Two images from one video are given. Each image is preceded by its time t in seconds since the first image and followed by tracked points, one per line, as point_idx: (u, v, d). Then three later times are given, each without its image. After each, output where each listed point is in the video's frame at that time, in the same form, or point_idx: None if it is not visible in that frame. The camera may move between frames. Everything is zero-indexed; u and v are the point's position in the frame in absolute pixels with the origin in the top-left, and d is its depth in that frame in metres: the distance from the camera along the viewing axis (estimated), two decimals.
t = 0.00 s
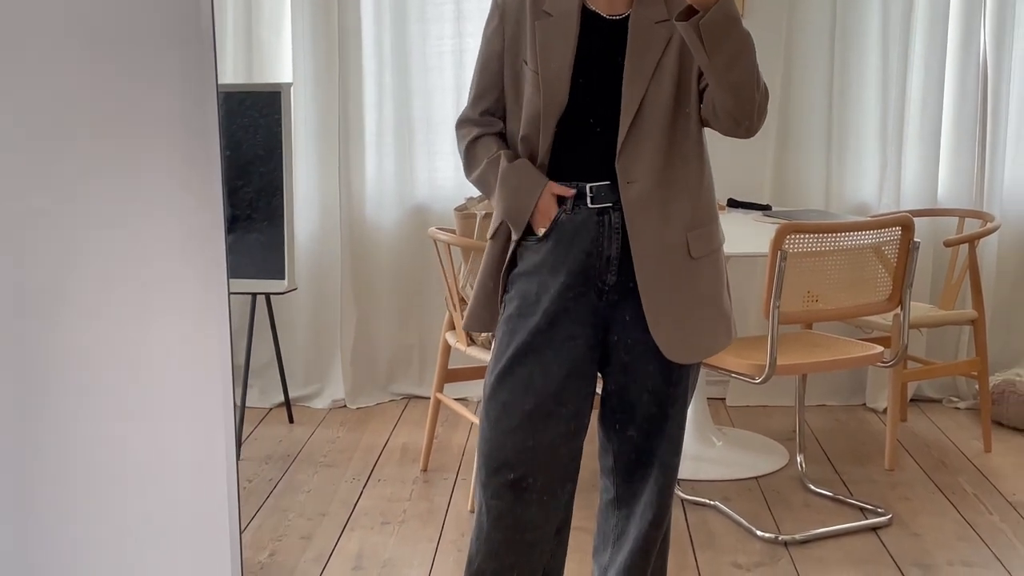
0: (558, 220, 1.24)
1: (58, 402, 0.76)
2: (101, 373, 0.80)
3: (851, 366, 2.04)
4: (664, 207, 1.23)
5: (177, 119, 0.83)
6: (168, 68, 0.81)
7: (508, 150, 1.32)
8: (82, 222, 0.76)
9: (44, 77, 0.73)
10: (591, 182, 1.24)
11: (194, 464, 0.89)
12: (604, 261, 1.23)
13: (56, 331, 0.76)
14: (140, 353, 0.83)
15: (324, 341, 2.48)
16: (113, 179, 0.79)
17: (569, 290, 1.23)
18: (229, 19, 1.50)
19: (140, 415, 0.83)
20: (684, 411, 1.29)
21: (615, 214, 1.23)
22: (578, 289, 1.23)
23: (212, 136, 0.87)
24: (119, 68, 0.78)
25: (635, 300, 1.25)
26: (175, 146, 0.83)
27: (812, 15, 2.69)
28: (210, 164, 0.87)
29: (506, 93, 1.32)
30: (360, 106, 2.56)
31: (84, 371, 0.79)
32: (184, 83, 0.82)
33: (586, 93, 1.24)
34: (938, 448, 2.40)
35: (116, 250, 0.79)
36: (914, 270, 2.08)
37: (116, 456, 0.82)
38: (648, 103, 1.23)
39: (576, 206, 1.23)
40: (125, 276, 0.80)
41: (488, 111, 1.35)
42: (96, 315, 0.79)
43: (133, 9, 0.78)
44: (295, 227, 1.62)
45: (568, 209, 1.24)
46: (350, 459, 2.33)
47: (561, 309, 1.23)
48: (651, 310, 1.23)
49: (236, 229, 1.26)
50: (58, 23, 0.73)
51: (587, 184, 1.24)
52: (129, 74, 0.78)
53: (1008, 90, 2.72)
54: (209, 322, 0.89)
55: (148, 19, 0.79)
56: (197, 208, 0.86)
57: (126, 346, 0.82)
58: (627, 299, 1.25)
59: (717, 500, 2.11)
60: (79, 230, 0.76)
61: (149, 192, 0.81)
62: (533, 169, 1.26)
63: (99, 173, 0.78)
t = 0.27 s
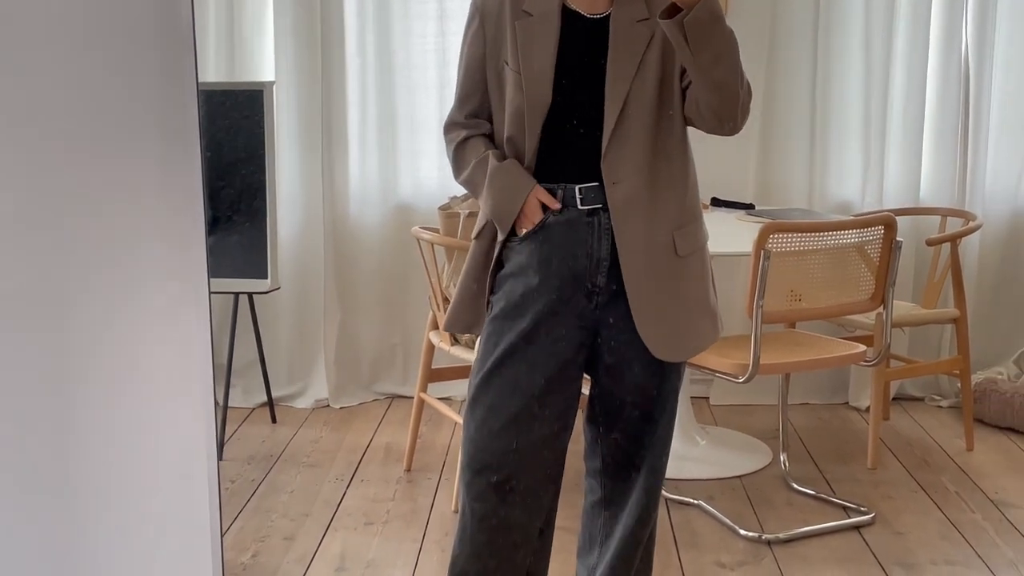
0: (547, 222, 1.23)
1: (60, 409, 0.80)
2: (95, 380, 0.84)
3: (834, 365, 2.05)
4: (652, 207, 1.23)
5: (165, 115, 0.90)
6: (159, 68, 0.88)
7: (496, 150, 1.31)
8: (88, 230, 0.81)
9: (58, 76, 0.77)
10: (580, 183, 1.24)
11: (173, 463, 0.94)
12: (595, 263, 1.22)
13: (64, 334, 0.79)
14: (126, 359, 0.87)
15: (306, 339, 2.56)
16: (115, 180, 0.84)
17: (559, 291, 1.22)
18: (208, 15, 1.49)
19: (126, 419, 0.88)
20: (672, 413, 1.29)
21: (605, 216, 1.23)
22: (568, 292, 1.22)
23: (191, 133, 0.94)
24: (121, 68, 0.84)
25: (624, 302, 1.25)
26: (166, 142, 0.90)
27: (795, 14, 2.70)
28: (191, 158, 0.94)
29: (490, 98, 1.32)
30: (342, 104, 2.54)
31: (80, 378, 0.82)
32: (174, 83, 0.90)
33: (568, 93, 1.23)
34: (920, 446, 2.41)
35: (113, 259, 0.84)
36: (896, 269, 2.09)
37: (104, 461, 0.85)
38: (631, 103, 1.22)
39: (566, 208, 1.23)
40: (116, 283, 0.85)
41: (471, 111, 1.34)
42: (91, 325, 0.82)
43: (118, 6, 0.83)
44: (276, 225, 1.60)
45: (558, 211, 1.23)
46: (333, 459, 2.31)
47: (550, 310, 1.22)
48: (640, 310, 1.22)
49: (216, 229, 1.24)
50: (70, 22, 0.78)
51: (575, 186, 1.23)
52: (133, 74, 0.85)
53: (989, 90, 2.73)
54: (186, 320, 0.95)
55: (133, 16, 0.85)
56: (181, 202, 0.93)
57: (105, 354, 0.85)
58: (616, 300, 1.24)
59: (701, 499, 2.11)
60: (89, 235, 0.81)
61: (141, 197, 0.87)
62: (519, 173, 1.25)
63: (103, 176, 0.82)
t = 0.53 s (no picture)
0: (546, 225, 1.23)
1: (40, 406, 0.80)
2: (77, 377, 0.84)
3: (827, 362, 2.05)
4: (648, 205, 1.23)
5: (156, 114, 0.89)
6: (150, 65, 0.88)
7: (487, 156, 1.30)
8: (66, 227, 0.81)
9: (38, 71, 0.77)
10: (576, 182, 1.24)
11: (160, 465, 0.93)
12: (593, 263, 1.22)
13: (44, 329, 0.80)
14: (112, 358, 0.87)
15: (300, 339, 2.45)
16: (97, 177, 0.84)
17: (558, 291, 1.22)
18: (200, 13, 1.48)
19: (112, 418, 0.88)
20: (669, 411, 1.29)
21: (603, 215, 1.23)
22: (567, 292, 1.22)
23: (184, 133, 0.93)
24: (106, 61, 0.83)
25: (621, 300, 1.25)
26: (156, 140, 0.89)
27: (787, 12, 2.70)
28: (183, 158, 0.93)
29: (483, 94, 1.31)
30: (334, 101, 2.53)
31: (61, 375, 0.82)
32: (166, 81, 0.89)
33: (563, 92, 1.22)
34: (913, 443, 2.42)
35: (95, 258, 0.84)
36: (888, 266, 2.09)
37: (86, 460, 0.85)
38: (626, 101, 1.22)
39: (563, 208, 1.23)
40: (100, 282, 0.85)
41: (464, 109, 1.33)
42: (70, 324, 0.82)
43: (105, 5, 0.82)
44: (269, 223, 1.60)
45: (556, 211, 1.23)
46: (326, 457, 2.31)
47: (549, 309, 1.22)
48: (637, 307, 1.22)
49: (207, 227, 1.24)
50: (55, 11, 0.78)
51: (572, 185, 1.23)
52: (121, 68, 0.85)
53: (980, 87, 2.74)
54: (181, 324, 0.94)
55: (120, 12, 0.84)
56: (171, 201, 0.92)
57: (89, 351, 0.85)
58: (614, 299, 1.24)
59: (694, 496, 2.11)
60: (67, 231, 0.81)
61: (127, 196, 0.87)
62: (513, 179, 1.25)
63: (83, 172, 0.82)
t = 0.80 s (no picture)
0: (548, 225, 1.23)
1: (39, 406, 0.79)
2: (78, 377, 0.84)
3: (827, 360, 2.05)
4: (650, 203, 1.22)
5: (156, 115, 0.89)
6: (150, 66, 0.87)
7: (483, 163, 1.30)
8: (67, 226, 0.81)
9: (38, 72, 0.77)
10: (579, 182, 1.23)
11: (160, 465, 0.93)
12: (595, 262, 1.22)
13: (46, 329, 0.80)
14: (112, 358, 0.87)
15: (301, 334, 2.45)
16: (97, 177, 0.83)
17: (561, 290, 1.22)
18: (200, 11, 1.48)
19: (113, 418, 0.88)
20: (672, 411, 1.29)
21: (606, 214, 1.23)
22: (570, 291, 1.22)
23: (184, 133, 0.93)
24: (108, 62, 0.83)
25: (623, 299, 1.24)
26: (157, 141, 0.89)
27: (788, 9, 2.70)
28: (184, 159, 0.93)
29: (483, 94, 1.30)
30: (334, 99, 2.53)
31: (61, 375, 0.82)
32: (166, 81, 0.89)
33: (565, 90, 1.22)
34: (913, 441, 2.42)
35: (95, 258, 0.84)
36: (888, 264, 2.09)
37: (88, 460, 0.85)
38: (628, 99, 1.22)
39: (565, 209, 1.23)
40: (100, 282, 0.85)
41: (464, 108, 1.32)
42: (69, 324, 0.82)
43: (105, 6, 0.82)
44: (269, 221, 1.60)
45: (558, 211, 1.23)
46: (326, 455, 2.31)
47: (551, 309, 1.22)
48: (639, 305, 1.22)
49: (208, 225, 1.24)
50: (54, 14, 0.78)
51: (575, 185, 1.23)
52: (122, 70, 0.84)
53: (981, 85, 2.74)
54: (181, 324, 0.94)
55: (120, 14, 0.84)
56: (171, 202, 0.92)
57: (89, 351, 0.85)
58: (616, 298, 1.24)
59: (694, 494, 2.11)
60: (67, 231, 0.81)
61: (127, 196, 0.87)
62: (510, 187, 1.25)
63: (83, 172, 0.82)
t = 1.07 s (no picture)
0: (554, 226, 1.23)
1: (41, 406, 0.80)
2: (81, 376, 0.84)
3: (830, 360, 2.05)
4: (655, 204, 1.22)
5: (156, 116, 0.89)
6: (150, 67, 0.88)
7: (484, 168, 1.30)
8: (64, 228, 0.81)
9: (38, 71, 0.77)
10: (585, 181, 1.23)
11: (159, 466, 0.93)
12: (602, 262, 1.22)
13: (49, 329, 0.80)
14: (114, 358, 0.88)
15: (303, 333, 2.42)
16: (99, 179, 0.84)
17: (568, 291, 1.22)
18: (204, 9, 1.48)
19: (113, 418, 0.88)
20: (676, 409, 1.29)
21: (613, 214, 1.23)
22: (577, 291, 1.22)
23: (184, 132, 0.94)
24: (108, 62, 0.83)
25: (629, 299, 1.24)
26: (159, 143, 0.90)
27: (792, 8, 2.70)
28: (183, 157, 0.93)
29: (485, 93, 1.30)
30: (337, 99, 2.51)
31: (62, 376, 0.82)
32: (164, 80, 0.90)
33: (570, 90, 1.22)
34: (916, 441, 2.41)
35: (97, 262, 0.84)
36: (892, 264, 2.09)
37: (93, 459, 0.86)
38: (633, 100, 1.21)
39: (571, 209, 1.22)
40: (99, 283, 0.85)
41: (468, 106, 1.32)
42: (71, 325, 0.82)
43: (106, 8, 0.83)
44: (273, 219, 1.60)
45: (564, 212, 1.23)
46: (329, 454, 2.31)
47: (559, 309, 1.22)
48: (644, 306, 1.22)
49: (212, 224, 1.24)
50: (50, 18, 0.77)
51: (581, 184, 1.23)
52: (124, 73, 0.85)
53: (986, 85, 2.73)
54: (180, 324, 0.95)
55: (122, 15, 0.84)
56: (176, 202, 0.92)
57: (89, 352, 0.85)
58: (622, 298, 1.24)
59: (697, 493, 2.11)
60: (67, 233, 0.81)
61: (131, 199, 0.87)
62: (510, 190, 1.25)
63: (85, 174, 0.82)
